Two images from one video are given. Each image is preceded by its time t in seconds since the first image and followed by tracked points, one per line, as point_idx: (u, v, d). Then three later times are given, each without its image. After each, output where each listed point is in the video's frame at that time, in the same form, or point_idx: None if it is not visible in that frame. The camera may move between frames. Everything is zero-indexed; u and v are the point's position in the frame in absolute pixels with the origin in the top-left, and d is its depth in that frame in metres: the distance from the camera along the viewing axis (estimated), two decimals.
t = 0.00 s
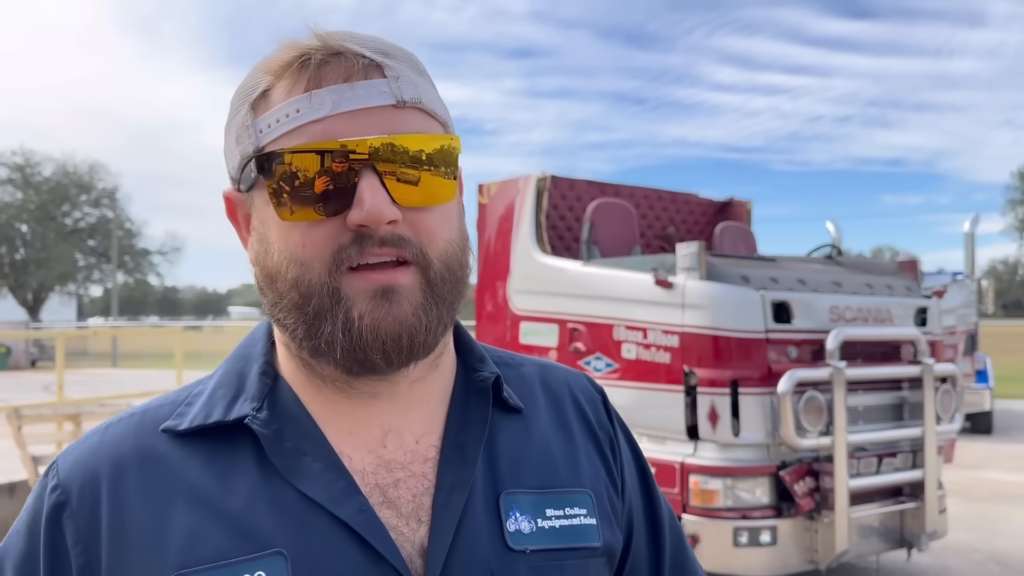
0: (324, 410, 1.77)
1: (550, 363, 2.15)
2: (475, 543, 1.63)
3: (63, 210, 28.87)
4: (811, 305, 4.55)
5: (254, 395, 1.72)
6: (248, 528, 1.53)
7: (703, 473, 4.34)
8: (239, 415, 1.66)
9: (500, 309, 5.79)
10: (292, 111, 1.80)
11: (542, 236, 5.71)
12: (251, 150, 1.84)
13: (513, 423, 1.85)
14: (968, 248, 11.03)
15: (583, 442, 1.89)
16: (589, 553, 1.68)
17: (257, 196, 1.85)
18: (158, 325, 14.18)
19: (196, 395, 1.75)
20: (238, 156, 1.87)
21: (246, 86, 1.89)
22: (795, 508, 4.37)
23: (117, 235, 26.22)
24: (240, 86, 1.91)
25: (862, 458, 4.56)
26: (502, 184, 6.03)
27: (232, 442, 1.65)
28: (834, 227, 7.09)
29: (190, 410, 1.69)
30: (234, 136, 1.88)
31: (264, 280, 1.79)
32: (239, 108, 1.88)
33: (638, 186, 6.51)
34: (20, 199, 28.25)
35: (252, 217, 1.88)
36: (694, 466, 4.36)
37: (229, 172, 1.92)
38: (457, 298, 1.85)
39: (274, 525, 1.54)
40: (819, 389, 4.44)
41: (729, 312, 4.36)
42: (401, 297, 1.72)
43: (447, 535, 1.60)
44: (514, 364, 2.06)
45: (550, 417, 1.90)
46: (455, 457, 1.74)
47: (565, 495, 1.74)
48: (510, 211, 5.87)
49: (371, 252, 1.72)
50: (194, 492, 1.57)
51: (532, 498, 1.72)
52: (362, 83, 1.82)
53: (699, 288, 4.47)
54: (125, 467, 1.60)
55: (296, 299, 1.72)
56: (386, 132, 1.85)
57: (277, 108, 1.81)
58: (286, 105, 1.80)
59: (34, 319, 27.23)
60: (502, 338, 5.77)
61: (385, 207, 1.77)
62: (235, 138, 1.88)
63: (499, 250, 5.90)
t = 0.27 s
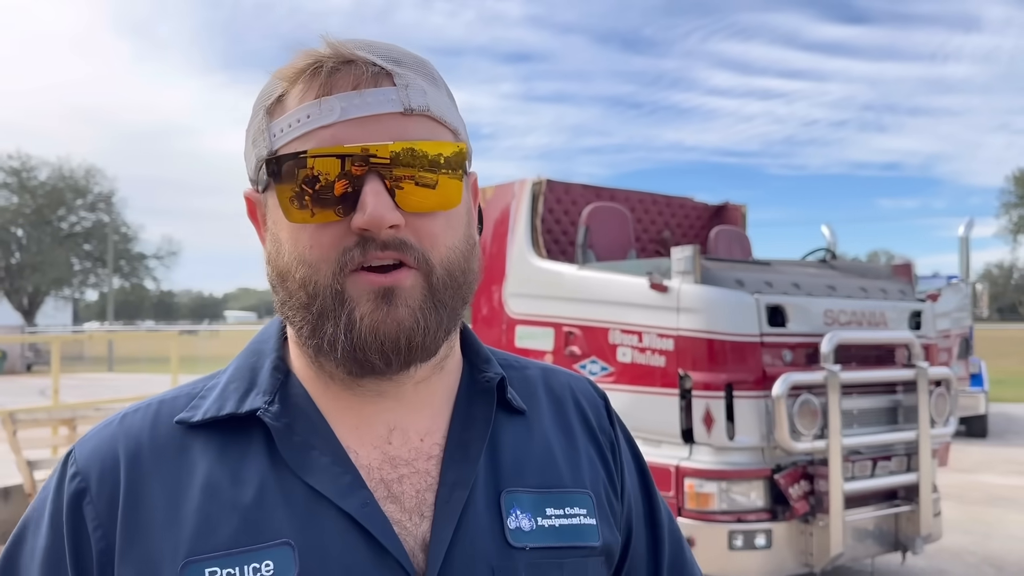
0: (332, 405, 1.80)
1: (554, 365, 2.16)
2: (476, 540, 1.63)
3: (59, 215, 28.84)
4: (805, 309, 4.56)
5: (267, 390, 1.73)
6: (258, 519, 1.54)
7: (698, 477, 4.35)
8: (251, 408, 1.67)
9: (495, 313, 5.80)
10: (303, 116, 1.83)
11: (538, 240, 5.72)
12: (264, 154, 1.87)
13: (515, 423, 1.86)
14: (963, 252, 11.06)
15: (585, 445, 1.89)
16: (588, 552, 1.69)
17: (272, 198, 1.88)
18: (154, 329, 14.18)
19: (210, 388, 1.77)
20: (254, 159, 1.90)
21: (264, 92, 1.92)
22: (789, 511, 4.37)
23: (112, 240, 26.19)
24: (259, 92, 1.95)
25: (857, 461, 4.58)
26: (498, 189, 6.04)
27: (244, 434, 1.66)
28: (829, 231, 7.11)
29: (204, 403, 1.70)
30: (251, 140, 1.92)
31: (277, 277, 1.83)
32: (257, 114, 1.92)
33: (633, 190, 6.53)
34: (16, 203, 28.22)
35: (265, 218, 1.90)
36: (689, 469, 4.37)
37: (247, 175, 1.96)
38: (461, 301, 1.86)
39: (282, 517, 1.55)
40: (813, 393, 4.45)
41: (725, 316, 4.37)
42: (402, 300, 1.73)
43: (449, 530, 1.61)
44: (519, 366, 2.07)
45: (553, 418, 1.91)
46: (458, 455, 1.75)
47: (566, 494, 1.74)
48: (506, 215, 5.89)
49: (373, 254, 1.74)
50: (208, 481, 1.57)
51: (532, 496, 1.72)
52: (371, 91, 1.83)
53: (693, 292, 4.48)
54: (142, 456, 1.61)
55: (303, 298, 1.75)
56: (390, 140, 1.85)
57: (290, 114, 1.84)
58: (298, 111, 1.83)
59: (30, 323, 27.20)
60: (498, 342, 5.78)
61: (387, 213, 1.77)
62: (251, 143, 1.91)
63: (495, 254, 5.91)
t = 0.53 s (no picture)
0: (338, 407, 1.80)
1: (556, 370, 2.16)
2: (480, 542, 1.64)
3: (56, 218, 28.84)
4: (802, 312, 4.57)
5: (275, 392, 1.74)
6: (270, 520, 1.55)
7: (695, 479, 4.35)
8: (261, 410, 1.68)
9: (493, 316, 5.81)
10: (299, 125, 1.84)
11: (535, 243, 5.73)
12: (263, 163, 1.88)
13: (518, 426, 1.86)
14: (960, 255, 11.08)
15: (586, 448, 1.90)
16: (590, 555, 1.69)
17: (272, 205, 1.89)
18: (152, 332, 14.19)
19: (218, 390, 1.77)
20: (254, 168, 1.91)
21: (261, 101, 1.93)
22: (787, 514, 4.39)
23: (110, 243, 26.18)
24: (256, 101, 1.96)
25: (854, 464, 4.59)
26: (495, 192, 6.06)
27: (255, 436, 1.67)
28: (826, 233, 7.12)
29: (213, 406, 1.71)
30: (251, 148, 1.93)
31: (278, 283, 1.84)
32: (255, 123, 1.93)
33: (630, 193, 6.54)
34: (13, 206, 28.21)
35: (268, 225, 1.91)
36: (686, 472, 4.38)
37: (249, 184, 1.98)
38: (460, 306, 1.86)
39: (292, 517, 1.56)
40: (810, 395, 4.47)
41: (722, 319, 4.37)
42: (399, 305, 1.74)
43: (455, 532, 1.61)
44: (521, 369, 2.07)
45: (555, 421, 1.92)
46: (463, 457, 1.75)
47: (568, 496, 1.75)
48: (504, 218, 5.90)
49: (370, 259, 1.75)
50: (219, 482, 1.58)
51: (536, 499, 1.73)
52: (364, 97, 1.83)
53: (690, 295, 4.49)
54: (153, 458, 1.61)
55: (302, 304, 1.76)
56: (381, 144, 1.86)
57: (286, 122, 1.85)
58: (294, 119, 1.84)
59: (27, 327, 27.20)
60: (495, 345, 5.79)
61: (383, 217, 1.78)
62: (251, 151, 1.93)
63: (492, 257, 5.92)
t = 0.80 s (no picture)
0: (345, 411, 1.79)
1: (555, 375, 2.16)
2: (487, 545, 1.64)
3: (55, 221, 28.87)
4: (800, 314, 4.57)
5: (280, 397, 1.73)
6: (279, 526, 1.55)
7: (694, 482, 4.35)
8: (267, 416, 1.67)
9: (492, 318, 5.81)
10: (304, 132, 1.83)
11: (534, 245, 5.73)
12: (268, 170, 1.87)
13: (521, 430, 1.86)
14: (959, 257, 11.09)
15: (585, 452, 1.91)
16: (593, 558, 1.70)
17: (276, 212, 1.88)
18: (150, 334, 14.19)
19: (221, 396, 1.76)
20: (257, 175, 1.90)
21: (264, 108, 1.92)
22: (786, 516, 4.39)
23: (109, 245, 26.17)
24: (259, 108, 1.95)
25: (853, 466, 4.59)
26: (494, 195, 6.06)
27: (261, 443, 1.66)
28: (825, 235, 7.13)
29: (217, 412, 1.70)
30: (254, 156, 1.92)
31: (283, 289, 1.83)
32: (258, 130, 1.92)
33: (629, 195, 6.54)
34: (12, 208, 28.21)
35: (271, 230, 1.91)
36: (686, 474, 4.37)
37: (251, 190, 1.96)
38: (465, 302, 1.87)
39: (302, 523, 1.56)
40: (809, 398, 4.47)
41: (721, 321, 4.37)
42: (406, 303, 1.74)
43: (465, 535, 1.62)
44: (521, 374, 2.08)
45: (556, 426, 1.92)
46: (469, 461, 1.76)
47: (569, 500, 1.75)
48: (503, 221, 5.90)
49: (377, 264, 1.74)
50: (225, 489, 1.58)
51: (541, 502, 1.73)
52: (370, 105, 1.83)
53: (689, 297, 4.49)
54: (157, 467, 1.61)
55: (308, 309, 1.75)
56: (388, 152, 1.86)
57: (291, 130, 1.84)
58: (299, 127, 1.83)
59: (26, 330, 27.19)
60: (495, 347, 5.79)
61: (390, 225, 1.78)
62: (254, 158, 1.91)
63: (491, 259, 5.92)
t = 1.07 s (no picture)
0: (345, 413, 1.79)
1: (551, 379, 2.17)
2: (484, 546, 1.64)
3: (55, 222, 28.90)
4: (801, 315, 4.57)
5: (274, 403, 1.73)
6: (273, 530, 1.55)
7: (695, 483, 4.34)
8: (261, 423, 1.67)
9: (492, 319, 5.81)
10: (340, 125, 1.82)
11: (535, 246, 5.73)
12: (294, 160, 1.83)
13: (517, 433, 1.87)
14: (959, 258, 11.10)
15: (582, 452, 1.90)
16: (590, 559, 1.70)
17: (296, 205, 1.85)
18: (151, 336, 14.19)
19: (215, 401, 1.76)
20: (280, 164, 1.86)
21: (291, 97, 1.89)
22: (787, 518, 4.38)
23: (109, 246, 26.18)
24: (283, 98, 1.91)
25: (853, 467, 4.58)
26: (495, 196, 6.06)
27: (255, 448, 1.66)
28: (825, 236, 7.13)
29: (209, 418, 1.70)
30: (275, 145, 1.88)
31: (298, 284, 1.80)
32: (283, 119, 1.88)
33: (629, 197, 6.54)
34: (12, 210, 28.23)
35: (284, 224, 1.89)
36: (686, 476, 4.37)
37: (264, 181, 1.92)
38: (479, 302, 1.88)
39: (296, 527, 1.56)
40: (809, 399, 4.47)
41: (721, 322, 4.38)
42: (433, 299, 1.74)
43: (462, 536, 1.62)
44: (517, 378, 2.08)
45: (552, 427, 1.92)
46: (466, 464, 1.76)
47: (565, 501, 1.75)
48: (503, 222, 5.91)
49: (408, 260, 1.75)
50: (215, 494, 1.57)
51: (537, 504, 1.73)
52: (409, 105, 1.86)
53: (689, 298, 4.49)
54: (144, 470, 1.60)
55: (331, 302, 1.73)
56: (424, 152, 1.88)
57: (325, 122, 1.82)
58: (335, 120, 1.81)
59: (27, 332, 27.21)
60: (495, 349, 5.79)
61: (426, 222, 1.81)
62: (276, 148, 1.88)
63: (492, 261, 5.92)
